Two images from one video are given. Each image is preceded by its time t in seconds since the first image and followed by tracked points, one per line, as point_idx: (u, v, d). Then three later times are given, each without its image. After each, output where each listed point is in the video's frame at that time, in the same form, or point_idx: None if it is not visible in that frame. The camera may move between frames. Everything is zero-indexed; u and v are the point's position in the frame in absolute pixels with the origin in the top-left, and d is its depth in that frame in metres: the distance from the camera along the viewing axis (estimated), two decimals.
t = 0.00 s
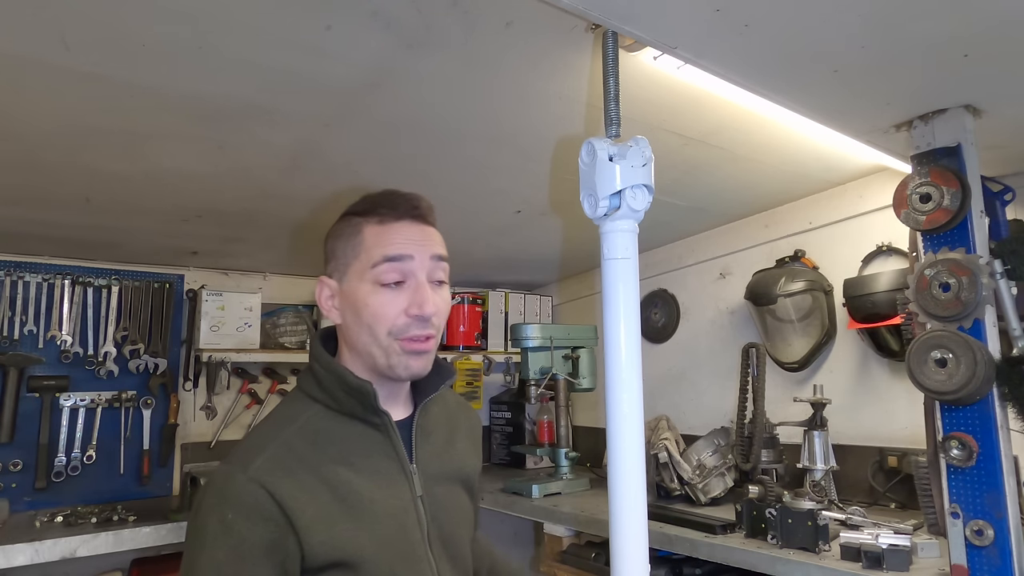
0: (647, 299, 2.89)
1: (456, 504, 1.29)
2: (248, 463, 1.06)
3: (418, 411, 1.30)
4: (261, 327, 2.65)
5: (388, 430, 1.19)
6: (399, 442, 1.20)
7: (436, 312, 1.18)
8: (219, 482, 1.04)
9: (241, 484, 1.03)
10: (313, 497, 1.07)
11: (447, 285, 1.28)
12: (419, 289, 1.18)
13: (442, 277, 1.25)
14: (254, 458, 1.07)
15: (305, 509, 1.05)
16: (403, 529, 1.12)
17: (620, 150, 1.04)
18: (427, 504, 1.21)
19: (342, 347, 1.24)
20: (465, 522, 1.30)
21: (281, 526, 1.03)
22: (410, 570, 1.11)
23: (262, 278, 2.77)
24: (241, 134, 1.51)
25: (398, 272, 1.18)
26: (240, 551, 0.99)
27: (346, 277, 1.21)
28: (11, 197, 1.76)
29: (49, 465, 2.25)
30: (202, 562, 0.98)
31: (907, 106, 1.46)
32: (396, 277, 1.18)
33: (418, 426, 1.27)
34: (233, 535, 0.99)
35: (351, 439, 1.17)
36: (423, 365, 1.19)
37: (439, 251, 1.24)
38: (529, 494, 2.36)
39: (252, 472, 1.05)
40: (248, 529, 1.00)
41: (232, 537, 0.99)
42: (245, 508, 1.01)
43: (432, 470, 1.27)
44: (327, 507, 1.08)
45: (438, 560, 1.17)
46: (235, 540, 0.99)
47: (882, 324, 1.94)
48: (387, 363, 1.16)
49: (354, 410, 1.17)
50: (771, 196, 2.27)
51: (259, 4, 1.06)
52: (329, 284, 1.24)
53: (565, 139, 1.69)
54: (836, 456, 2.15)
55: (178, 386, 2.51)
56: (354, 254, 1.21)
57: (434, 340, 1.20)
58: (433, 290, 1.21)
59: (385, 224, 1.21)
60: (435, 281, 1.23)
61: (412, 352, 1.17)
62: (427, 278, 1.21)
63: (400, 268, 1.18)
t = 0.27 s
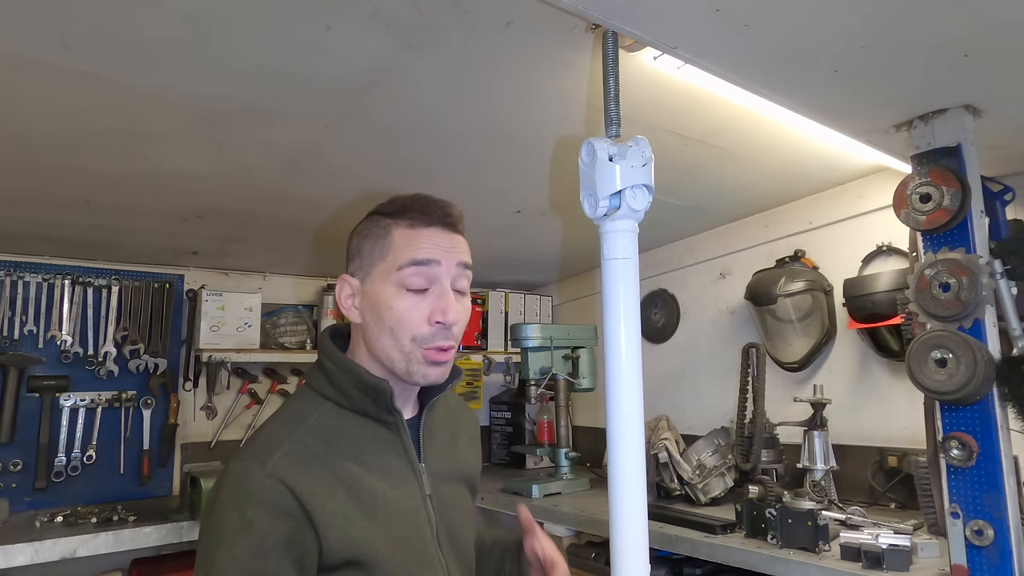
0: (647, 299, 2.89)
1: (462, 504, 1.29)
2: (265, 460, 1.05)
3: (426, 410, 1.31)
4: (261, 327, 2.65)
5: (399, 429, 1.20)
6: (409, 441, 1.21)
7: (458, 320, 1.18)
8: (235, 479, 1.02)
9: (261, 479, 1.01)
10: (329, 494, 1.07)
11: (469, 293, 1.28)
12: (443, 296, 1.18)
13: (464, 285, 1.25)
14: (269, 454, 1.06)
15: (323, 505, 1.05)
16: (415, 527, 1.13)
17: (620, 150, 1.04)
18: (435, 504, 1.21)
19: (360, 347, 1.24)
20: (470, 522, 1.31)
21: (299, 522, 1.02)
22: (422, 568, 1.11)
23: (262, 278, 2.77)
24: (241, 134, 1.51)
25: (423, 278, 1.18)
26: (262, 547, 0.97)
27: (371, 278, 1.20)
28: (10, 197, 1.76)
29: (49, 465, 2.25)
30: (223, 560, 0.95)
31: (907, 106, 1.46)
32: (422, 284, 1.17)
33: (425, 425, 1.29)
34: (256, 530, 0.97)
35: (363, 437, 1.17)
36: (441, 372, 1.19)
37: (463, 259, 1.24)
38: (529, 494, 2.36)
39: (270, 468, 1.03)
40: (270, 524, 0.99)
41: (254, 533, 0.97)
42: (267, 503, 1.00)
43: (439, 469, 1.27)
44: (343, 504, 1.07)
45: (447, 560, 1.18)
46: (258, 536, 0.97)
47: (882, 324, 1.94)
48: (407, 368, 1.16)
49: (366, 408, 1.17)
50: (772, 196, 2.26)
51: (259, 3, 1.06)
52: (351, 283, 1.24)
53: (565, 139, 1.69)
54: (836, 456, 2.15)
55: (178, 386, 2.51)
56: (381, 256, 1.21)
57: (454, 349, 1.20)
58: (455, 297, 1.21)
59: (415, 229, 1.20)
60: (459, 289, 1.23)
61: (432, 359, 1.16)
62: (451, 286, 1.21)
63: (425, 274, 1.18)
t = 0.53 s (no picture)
0: (647, 299, 2.89)
1: (474, 503, 1.29)
2: (277, 458, 1.06)
3: (438, 410, 1.32)
4: (261, 327, 2.64)
5: (413, 429, 1.20)
6: (422, 440, 1.21)
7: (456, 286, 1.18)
8: (248, 476, 1.04)
9: (272, 479, 1.02)
10: (341, 494, 1.07)
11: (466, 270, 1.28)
12: (438, 266, 1.19)
13: (459, 259, 1.26)
14: (281, 453, 1.07)
15: (334, 505, 1.05)
16: (426, 527, 1.12)
17: (620, 150, 1.04)
18: (447, 503, 1.21)
19: (366, 341, 1.24)
20: (481, 522, 1.31)
21: (310, 521, 1.03)
22: (434, 569, 1.11)
23: (262, 278, 2.77)
24: (241, 134, 1.51)
25: (415, 253, 1.20)
26: (273, 546, 0.98)
27: (366, 266, 1.22)
28: (10, 197, 1.76)
29: (49, 465, 2.25)
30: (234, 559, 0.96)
31: (907, 106, 1.46)
32: (414, 258, 1.19)
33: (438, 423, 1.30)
34: (267, 530, 0.98)
35: (376, 436, 1.17)
36: (449, 342, 1.17)
37: (454, 232, 1.26)
38: (529, 494, 2.36)
39: (282, 467, 1.04)
40: (281, 524, 1.00)
41: (264, 532, 0.98)
42: (279, 502, 1.00)
43: (452, 468, 1.27)
44: (354, 504, 1.07)
45: (458, 560, 1.17)
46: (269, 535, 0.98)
47: (882, 324, 1.94)
48: (412, 342, 1.15)
49: (378, 406, 1.17)
50: (772, 196, 2.26)
51: (259, 3, 1.06)
52: (349, 278, 1.26)
53: (565, 139, 1.69)
54: (836, 456, 2.15)
55: (178, 386, 2.51)
56: (373, 241, 1.23)
57: (457, 319, 1.19)
58: (451, 268, 1.22)
59: (400, 210, 1.24)
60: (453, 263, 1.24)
61: (436, 327, 1.15)
62: (445, 258, 1.22)
63: (417, 249, 1.20)
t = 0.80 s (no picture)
0: (647, 299, 2.89)
1: (474, 501, 1.28)
2: (273, 457, 1.07)
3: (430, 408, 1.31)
4: (261, 327, 2.64)
5: (404, 426, 1.19)
6: (415, 438, 1.20)
7: (423, 282, 1.18)
8: (244, 476, 1.05)
9: (268, 476, 1.04)
10: (337, 491, 1.08)
11: (440, 265, 1.28)
12: (404, 265, 1.19)
13: (429, 255, 1.26)
14: (277, 452, 1.09)
15: (330, 502, 1.06)
16: (422, 525, 1.12)
17: (620, 149, 1.04)
18: (444, 502, 1.21)
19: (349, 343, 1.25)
20: (483, 521, 1.30)
21: (307, 518, 1.04)
22: (433, 568, 1.10)
23: (262, 278, 2.77)
24: (241, 134, 1.51)
25: (382, 254, 1.20)
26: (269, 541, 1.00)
27: (338, 271, 1.24)
28: (10, 197, 1.76)
29: (49, 465, 2.25)
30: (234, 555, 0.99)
31: (907, 106, 1.46)
32: (380, 258, 1.20)
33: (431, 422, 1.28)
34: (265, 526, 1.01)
35: (370, 435, 1.17)
36: (424, 337, 1.17)
37: (422, 229, 1.26)
38: (529, 494, 2.36)
39: (278, 465, 1.06)
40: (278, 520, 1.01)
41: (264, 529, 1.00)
42: (275, 498, 1.02)
43: (447, 467, 1.26)
44: (350, 501, 1.09)
45: (457, 558, 1.17)
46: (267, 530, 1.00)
47: (882, 324, 1.94)
48: (386, 340, 1.15)
49: (368, 404, 1.17)
50: (772, 196, 2.26)
51: (259, 3, 1.06)
52: (325, 284, 1.28)
53: (565, 139, 1.69)
54: (836, 456, 2.15)
55: (178, 386, 2.51)
56: (342, 247, 1.24)
57: (429, 313, 1.18)
58: (419, 266, 1.22)
59: (365, 212, 1.25)
60: (422, 259, 1.24)
61: (407, 324, 1.15)
62: (412, 256, 1.22)
63: (382, 249, 1.20)
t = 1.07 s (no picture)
0: (647, 299, 2.89)
1: (477, 500, 1.27)
2: (264, 458, 1.08)
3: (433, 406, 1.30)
4: (261, 327, 2.64)
5: (402, 424, 1.18)
6: (414, 438, 1.20)
7: (418, 280, 1.17)
8: (235, 478, 1.07)
9: (257, 477, 1.05)
10: (326, 491, 1.08)
11: (437, 262, 1.28)
12: (399, 263, 1.19)
13: (425, 253, 1.25)
14: (268, 453, 1.09)
15: (318, 501, 1.06)
16: (418, 524, 1.12)
17: (620, 149, 1.04)
18: (444, 501, 1.20)
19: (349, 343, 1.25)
20: (488, 520, 1.28)
21: (295, 518, 1.04)
22: (430, 567, 1.10)
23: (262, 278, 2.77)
24: (241, 134, 1.51)
25: (376, 253, 1.20)
26: (258, 542, 1.01)
27: (335, 271, 1.24)
28: (10, 197, 1.76)
29: (49, 465, 2.25)
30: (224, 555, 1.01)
31: (907, 106, 1.46)
32: (375, 257, 1.20)
33: (432, 421, 1.27)
34: (253, 527, 1.02)
35: (365, 435, 1.17)
36: (420, 335, 1.17)
37: (418, 227, 1.25)
38: (529, 494, 2.36)
39: (267, 466, 1.07)
40: (267, 520, 1.02)
41: (250, 530, 1.01)
42: (263, 499, 1.03)
43: (451, 466, 1.25)
44: (340, 501, 1.09)
45: (458, 557, 1.16)
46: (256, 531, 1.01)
47: (882, 324, 1.94)
48: (382, 339, 1.15)
49: (365, 404, 1.17)
50: (772, 196, 2.26)
51: (259, 3, 1.06)
52: (324, 285, 1.28)
53: (565, 139, 1.69)
54: (836, 456, 2.15)
55: (178, 386, 2.51)
56: (339, 247, 1.24)
57: (426, 311, 1.18)
58: (414, 263, 1.21)
59: (360, 211, 1.25)
60: (418, 256, 1.23)
61: (403, 322, 1.15)
62: (407, 254, 1.22)
63: (377, 248, 1.20)
